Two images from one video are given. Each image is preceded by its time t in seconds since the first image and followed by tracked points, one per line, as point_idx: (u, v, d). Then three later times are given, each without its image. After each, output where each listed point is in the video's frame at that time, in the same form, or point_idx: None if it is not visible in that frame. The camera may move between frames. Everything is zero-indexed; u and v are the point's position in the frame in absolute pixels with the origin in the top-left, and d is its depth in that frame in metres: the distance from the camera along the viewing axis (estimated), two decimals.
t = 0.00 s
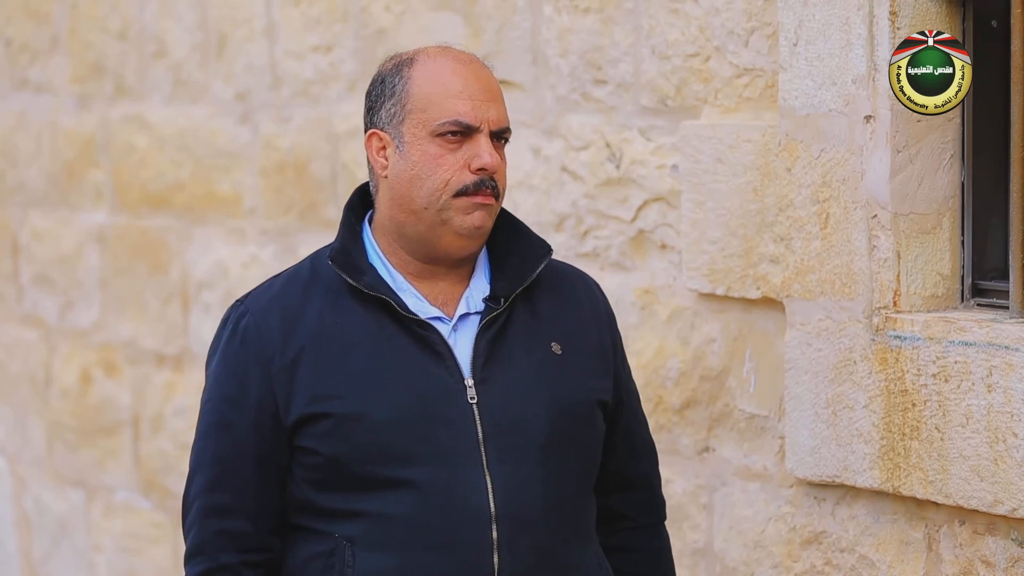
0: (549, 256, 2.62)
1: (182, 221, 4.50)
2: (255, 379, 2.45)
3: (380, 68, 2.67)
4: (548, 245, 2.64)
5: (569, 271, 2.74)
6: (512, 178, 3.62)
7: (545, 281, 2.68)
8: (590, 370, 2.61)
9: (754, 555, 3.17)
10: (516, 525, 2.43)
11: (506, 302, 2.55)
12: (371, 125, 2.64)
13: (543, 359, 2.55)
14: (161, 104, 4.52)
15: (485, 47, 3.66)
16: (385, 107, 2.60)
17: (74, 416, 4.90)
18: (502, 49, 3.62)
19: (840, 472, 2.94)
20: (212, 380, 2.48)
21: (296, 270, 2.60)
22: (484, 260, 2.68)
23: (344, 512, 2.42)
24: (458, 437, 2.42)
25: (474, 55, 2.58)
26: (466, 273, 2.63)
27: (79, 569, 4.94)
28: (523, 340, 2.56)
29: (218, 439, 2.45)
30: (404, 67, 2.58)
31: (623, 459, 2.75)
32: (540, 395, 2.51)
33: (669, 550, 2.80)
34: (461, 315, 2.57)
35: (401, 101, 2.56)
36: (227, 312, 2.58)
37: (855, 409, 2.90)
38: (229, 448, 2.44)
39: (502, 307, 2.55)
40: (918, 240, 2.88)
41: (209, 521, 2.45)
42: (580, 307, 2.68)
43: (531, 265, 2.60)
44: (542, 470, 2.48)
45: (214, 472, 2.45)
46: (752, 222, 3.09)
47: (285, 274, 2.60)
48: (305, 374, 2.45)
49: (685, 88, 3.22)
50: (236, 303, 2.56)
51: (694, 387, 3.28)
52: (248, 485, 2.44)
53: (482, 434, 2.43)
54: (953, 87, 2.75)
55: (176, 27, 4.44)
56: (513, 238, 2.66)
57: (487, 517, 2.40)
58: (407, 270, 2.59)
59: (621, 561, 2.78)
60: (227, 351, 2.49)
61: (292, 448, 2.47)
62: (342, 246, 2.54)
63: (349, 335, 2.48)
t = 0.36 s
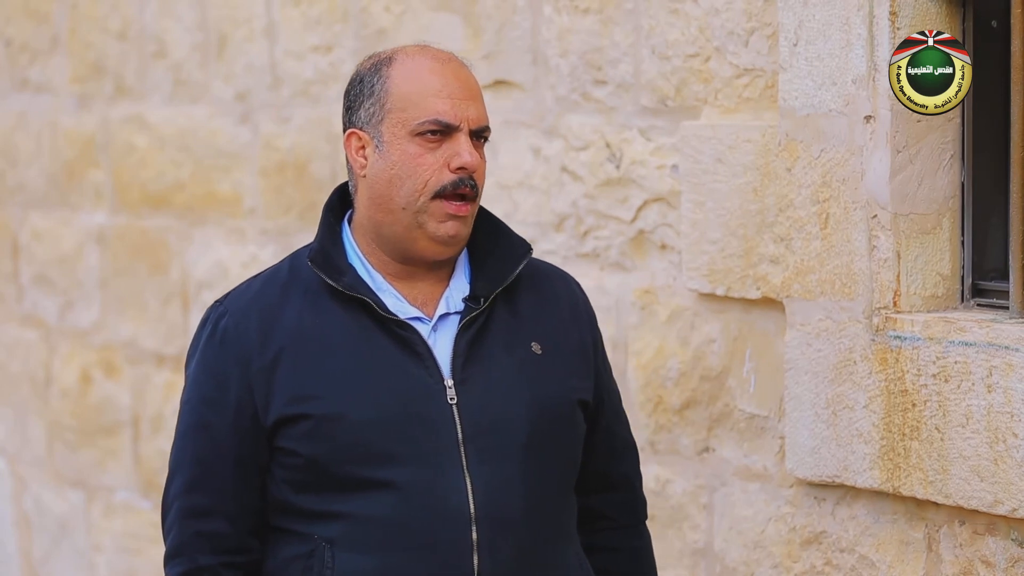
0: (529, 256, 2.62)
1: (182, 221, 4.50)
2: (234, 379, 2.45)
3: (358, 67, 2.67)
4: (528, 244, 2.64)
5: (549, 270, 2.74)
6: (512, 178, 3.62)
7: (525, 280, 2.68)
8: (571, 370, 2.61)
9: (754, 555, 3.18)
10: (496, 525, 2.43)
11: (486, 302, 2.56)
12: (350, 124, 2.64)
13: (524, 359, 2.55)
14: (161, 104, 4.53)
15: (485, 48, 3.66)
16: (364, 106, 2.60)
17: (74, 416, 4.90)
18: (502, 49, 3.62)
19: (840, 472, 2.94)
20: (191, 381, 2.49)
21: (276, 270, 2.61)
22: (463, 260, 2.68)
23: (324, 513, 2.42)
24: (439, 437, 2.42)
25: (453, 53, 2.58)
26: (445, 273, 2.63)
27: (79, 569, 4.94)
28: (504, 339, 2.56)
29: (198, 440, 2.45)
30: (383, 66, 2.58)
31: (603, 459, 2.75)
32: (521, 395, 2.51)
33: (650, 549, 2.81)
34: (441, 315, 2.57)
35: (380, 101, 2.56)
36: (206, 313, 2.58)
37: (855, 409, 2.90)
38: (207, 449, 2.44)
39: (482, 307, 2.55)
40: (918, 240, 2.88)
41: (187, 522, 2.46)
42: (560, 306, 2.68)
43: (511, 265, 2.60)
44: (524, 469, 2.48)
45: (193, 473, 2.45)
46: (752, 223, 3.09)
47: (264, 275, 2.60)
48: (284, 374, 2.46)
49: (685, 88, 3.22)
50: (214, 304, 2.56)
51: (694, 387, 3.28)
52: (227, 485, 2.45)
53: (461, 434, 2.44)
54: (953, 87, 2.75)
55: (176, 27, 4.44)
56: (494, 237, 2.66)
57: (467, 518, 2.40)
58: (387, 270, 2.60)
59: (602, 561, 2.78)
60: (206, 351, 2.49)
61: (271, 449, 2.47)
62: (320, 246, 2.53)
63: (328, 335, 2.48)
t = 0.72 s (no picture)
0: (507, 255, 2.63)
1: (182, 221, 4.51)
2: (210, 379, 2.45)
3: (335, 67, 2.67)
4: (506, 244, 2.64)
5: (527, 269, 2.74)
6: (512, 178, 3.62)
7: (502, 280, 2.68)
8: (549, 369, 2.61)
9: (754, 555, 3.18)
10: (471, 525, 2.43)
11: (463, 302, 2.56)
12: (327, 124, 2.64)
13: (501, 359, 2.55)
14: (161, 104, 4.53)
15: (485, 48, 3.66)
16: (341, 105, 2.60)
17: (74, 416, 4.90)
18: (502, 49, 3.62)
19: (840, 472, 2.94)
20: (167, 381, 2.49)
21: (252, 270, 2.61)
22: (441, 259, 2.68)
23: (300, 513, 2.42)
24: (416, 437, 2.42)
25: (430, 52, 2.59)
26: (423, 271, 2.63)
27: (79, 569, 4.94)
28: (481, 339, 2.56)
29: (174, 440, 2.45)
30: (360, 65, 2.58)
31: (581, 458, 2.75)
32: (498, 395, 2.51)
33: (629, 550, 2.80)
34: (418, 315, 2.57)
35: (357, 100, 2.57)
36: (182, 313, 2.58)
37: (855, 409, 2.90)
38: (183, 448, 2.45)
39: (460, 307, 2.55)
40: (918, 240, 2.88)
41: (163, 522, 2.46)
42: (538, 305, 2.68)
43: (488, 265, 2.61)
44: (502, 468, 2.48)
45: (169, 472, 2.46)
46: (752, 222, 3.09)
47: (241, 274, 2.60)
48: (261, 373, 2.46)
49: (685, 88, 3.22)
50: (191, 303, 2.56)
51: (694, 387, 3.28)
52: (203, 485, 2.45)
53: (438, 434, 2.44)
54: (953, 87, 2.76)
55: (176, 27, 4.44)
56: (472, 236, 2.67)
57: (442, 519, 2.40)
58: (365, 270, 2.59)
59: (579, 562, 2.78)
60: (182, 351, 2.49)
61: (247, 448, 2.47)
62: (297, 246, 2.54)
63: (305, 335, 2.48)
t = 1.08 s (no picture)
0: (487, 254, 2.63)
1: (181, 221, 4.51)
2: (188, 380, 2.45)
3: (310, 67, 2.66)
4: (486, 244, 2.64)
5: (508, 269, 2.74)
6: (512, 178, 3.62)
7: (483, 279, 2.68)
8: (529, 369, 2.61)
9: (754, 555, 3.18)
10: (449, 525, 2.43)
11: (442, 302, 2.55)
12: (304, 124, 2.64)
13: (480, 359, 2.55)
14: (160, 104, 4.53)
15: (485, 47, 3.66)
16: (317, 105, 2.59)
17: (74, 416, 4.90)
18: (502, 49, 3.62)
19: (840, 472, 2.94)
20: (145, 381, 2.49)
21: (231, 269, 2.60)
22: (420, 259, 2.68)
23: (278, 513, 2.42)
24: (394, 438, 2.42)
25: (404, 48, 2.58)
26: (403, 271, 2.63)
27: (79, 569, 4.93)
28: (461, 339, 2.56)
29: (151, 441, 2.45)
30: (335, 64, 2.58)
31: (562, 459, 2.75)
32: (478, 395, 2.51)
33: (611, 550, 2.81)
34: (397, 315, 2.57)
35: (334, 99, 2.56)
36: (161, 313, 2.58)
37: (855, 409, 2.90)
38: (160, 449, 2.45)
39: (439, 307, 2.55)
40: (918, 240, 2.88)
41: (141, 523, 2.46)
42: (518, 304, 2.67)
43: (468, 264, 2.61)
44: (481, 468, 2.48)
45: (146, 473, 2.46)
46: (752, 222, 3.09)
47: (219, 274, 2.60)
48: (238, 373, 2.46)
49: (685, 87, 3.22)
50: (170, 304, 2.56)
51: (694, 387, 3.28)
52: (180, 487, 2.45)
53: (416, 435, 2.43)
54: (953, 87, 2.76)
55: (176, 27, 4.44)
56: (452, 235, 2.66)
57: (419, 519, 2.40)
58: (344, 270, 2.59)
59: (560, 561, 2.78)
60: (161, 351, 2.49)
61: (225, 449, 2.47)
62: (276, 247, 2.54)
63: (283, 335, 2.48)
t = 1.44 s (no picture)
0: (467, 254, 2.62)
1: (181, 221, 4.51)
2: (169, 386, 2.46)
3: (293, 67, 2.66)
4: (467, 242, 2.63)
5: (492, 267, 2.74)
6: (512, 178, 3.62)
7: (464, 277, 2.68)
8: (512, 367, 2.61)
9: (754, 555, 3.18)
10: (431, 525, 2.43)
11: (422, 301, 2.55)
12: (284, 125, 2.64)
13: (461, 358, 2.55)
14: (160, 104, 4.53)
15: (484, 47, 3.66)
16: (298, 108, 2.60)
17: (74, 416, 4.90)
18: (502, 49, 3.62)
19: (840, 471, 2.95)
20: (129, 388, 2.50)
21: (212, 274, 2.60)
22: (402, 259, 2.68)
23: (260, 515, 2.43)
24: (374, 438, 2.42)
25: (389, 57, 2.58)
26: (384, 271, 2.63)
27: (79, 570, 4.93)
28: (442, 337, 2.56)
29: (135, 447, 2.47)
30: (317, 68, 2.58)
31: (549, 457, 2.75)
32: (460, 394, 2.51)
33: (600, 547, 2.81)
34: (377, 315, 2.57)
35: (314, 104, 2.56)
36: (144, 319, 2.58)
37: (855, 409, 2.90)
38: (143, 455, 2.46)
39: (419, 306, 2.54)
40: (918, 240, 2.88)
41: (126, 529, 2.48)
42: (501, 301, 2.67)
43: (449, 263, 2.60)
44: (464, 467, 2.48)
45: (130, 479, 2.47)
46: (752, 222, 3.10)
47: (201, 279, 2.60)
48: (218, 377, 2.46)
49: (686, 87, 3.22)
50: (152, 309, 2.56)
51: (694, 387, 3.28)
52: (163, 491, 2.46)
53: (396, 435, 2.43)
54: (953, 87, 2.76)
55: (176, 27, 4.44)
56: (432, 235, 2.66)
57: (401, 519, 2.40)
58: (322, 271, 2.60)
59: (545, 560, 2.79)
60: (143, 357, 2.50)
61: (207, 453, 2.47)
62: (255, 250, 2.53)
63: (263, 339, 2.48)
